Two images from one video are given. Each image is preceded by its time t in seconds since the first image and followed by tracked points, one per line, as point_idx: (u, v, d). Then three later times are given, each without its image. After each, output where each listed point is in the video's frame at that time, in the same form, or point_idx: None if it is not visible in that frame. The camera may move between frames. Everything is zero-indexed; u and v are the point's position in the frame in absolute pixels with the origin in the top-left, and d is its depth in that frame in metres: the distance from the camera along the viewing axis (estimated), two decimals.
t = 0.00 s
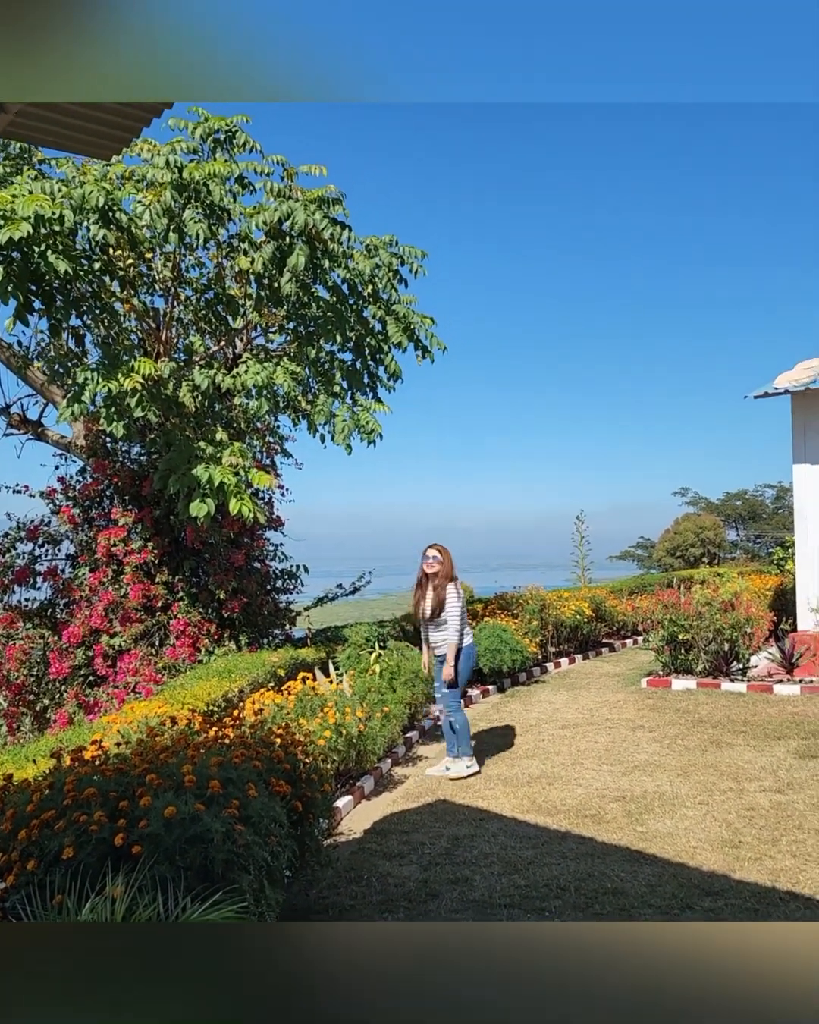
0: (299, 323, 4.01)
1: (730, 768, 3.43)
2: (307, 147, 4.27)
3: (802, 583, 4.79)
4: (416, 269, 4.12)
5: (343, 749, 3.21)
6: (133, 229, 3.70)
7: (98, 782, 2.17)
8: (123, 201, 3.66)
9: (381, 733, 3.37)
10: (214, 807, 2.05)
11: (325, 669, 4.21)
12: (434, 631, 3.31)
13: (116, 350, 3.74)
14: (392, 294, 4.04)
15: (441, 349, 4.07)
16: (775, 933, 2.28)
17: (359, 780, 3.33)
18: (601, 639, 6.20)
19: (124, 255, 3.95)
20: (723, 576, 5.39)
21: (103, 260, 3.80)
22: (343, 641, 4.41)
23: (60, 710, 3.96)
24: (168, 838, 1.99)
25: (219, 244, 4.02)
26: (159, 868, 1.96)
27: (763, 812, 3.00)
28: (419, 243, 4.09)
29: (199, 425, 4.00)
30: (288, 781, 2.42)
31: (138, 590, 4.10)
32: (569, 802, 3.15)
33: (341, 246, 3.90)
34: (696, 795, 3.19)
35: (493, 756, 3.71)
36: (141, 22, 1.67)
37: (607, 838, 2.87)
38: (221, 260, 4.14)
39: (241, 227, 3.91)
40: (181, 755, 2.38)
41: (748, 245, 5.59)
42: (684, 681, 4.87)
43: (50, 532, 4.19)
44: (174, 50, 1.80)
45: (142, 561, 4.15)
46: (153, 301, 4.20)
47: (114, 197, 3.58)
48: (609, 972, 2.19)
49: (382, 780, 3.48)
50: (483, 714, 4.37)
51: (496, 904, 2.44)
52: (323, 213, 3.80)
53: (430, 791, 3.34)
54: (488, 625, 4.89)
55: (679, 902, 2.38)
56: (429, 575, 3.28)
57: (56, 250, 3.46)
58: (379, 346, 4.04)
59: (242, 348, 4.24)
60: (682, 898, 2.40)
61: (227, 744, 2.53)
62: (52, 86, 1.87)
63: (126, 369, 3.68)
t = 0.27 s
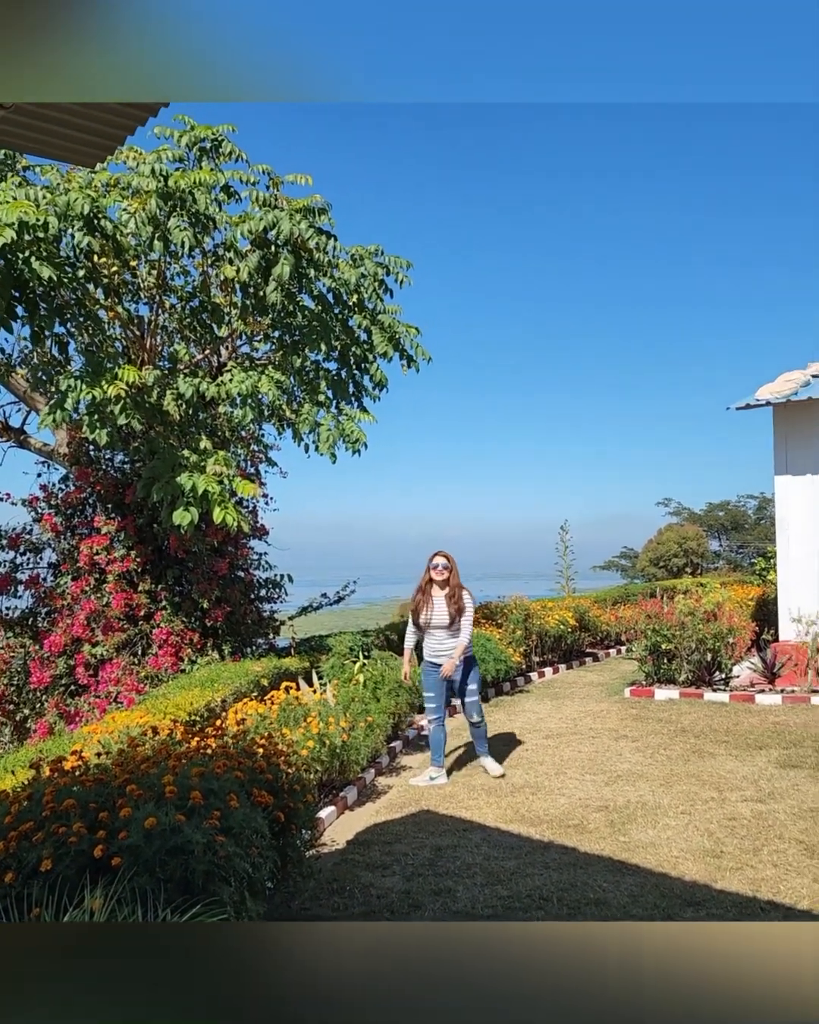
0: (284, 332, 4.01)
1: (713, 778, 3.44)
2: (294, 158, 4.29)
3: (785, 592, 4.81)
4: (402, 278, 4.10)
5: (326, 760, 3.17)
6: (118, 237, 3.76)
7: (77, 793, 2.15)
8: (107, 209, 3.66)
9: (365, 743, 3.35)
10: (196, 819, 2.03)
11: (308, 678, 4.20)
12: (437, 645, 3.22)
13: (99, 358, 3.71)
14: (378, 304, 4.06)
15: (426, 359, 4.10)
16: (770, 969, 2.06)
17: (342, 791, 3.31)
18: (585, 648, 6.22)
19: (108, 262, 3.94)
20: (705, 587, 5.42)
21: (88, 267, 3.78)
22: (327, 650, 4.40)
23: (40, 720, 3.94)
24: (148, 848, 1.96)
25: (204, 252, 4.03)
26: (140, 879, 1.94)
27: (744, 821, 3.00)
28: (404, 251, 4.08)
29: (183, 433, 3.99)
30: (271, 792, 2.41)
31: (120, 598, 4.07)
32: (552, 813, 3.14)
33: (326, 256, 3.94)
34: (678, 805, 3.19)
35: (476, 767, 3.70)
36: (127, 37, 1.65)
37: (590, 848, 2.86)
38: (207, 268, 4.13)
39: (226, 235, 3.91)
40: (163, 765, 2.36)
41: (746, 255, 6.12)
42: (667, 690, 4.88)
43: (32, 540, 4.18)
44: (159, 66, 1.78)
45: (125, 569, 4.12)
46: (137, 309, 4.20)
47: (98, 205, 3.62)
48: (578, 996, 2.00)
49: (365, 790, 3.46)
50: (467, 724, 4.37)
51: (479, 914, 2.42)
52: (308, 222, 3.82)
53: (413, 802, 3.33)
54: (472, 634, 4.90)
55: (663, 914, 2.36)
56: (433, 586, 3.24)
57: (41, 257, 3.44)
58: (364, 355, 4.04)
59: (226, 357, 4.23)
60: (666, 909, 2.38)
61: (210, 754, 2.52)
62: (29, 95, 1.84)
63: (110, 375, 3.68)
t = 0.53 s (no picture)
0: (266, 342, 4.01)
1: (692, 788, 3.44)
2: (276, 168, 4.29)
3: (764, 603, 4.83)
4: (384, 289, 4.14)
5: (306, 771, 3.15)
6: (101, 244, 3.69)
7: (53, 806, 2.12)
8: (89, 216, 3.63)
9: (345, 753, 3.34)
10: (174, 831, 2.00)
11: (288, 689, 4.16)
12: (451, 654, 3.12)
13: (80, 366, 3.69)
14: (360, 314, 4.07)
15: (408, 369, 4.10)
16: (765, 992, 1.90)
17: (322, 803, 3.29)
18: (566, 658, 6.25)
19: (89, 270, 3.93)
20: (685, 597, 5.45)
21: (68, 275, 3.75)
22: (308, 661, 4.38)
23: (17, 731, 3.92)
24: (124, 862, 1.93)
25: (186, 261, 4.02)
26: (117, 893, 1.88)
27: (724, 831, 3.00)
28: (387, 263, 4.11)
29: (164, 442, 3.98)
30: (250, 803, 2.39)
31: (99, 608, 4.04)
32: (532, 824, 3.13)
33: (309, 266, 3.92)
34: (658, 815, 3.19)
35: (457, 778, 3.70)
36: (107, 44, 1.63)
37: (569, 858, 2.85)
38: (189, 276, 4.12)
39: (209, 244, 3.91)
40: (140, 777, 2.33)
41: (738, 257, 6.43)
42: (647, 700, 4.89)
43: (10, 549, 4.18)
44: (143, 76, 1.77)
45: (103, 578, 4.09)
46: (119, 316, 4.18)
47: (80, 212, 3.58)
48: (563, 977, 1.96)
49: (346, 801, 3.45)
50: (448, 735, 4.37)
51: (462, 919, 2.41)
52: (291, 232, 3.79)
53: (393, 813, 3.32)
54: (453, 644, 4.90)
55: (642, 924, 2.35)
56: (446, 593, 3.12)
57: (21, 264, 3.42)
58: (346, 365, 4.05)
59: (208, 365, 4.23)
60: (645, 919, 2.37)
61: (189, 765, 2.50)
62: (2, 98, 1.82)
63: (89, 383, 3.66)
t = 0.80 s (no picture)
0: (247, 352, 4.00)
1: (671, 799, 3.46)
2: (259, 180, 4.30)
3: (742, 614, 4.87)
4: (366, 300, 4.13)
5: (285, 783, 3.13)
6: (81, 253, 3.66)
7: (27, 821, 2.09)
8: (70, 225, 3.60)
9: (325, 765, 3.32)
10: (151, 846, 1.97)
11: (268, 702, 4.14)
12: (451, 661, 3.07)
13: (59, 375, 3.66)
14: (342, 325, 4.07)
15: (390, 380, 4.10)
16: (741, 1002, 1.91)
17: (302, 815, 3.27)
18: (546, 670, 6.26)
19: (70, 280, 3.91)
20: (665, 609, 5.48)
21: (48, 283, 3.72)
22: (288, 673, 4.37)
23: None
24: (101, 876, 1.89)
25: (168, 271, 4.02)
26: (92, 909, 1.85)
27: (702, 842, 3.02)
28: (369, 276, 4.11)
29: (144, 452, 3.96)
30: (229, 817, 2.37)
31: (77, 619, 4.01)
32: (512, 836, 3.12)
33: (291, 277, 3.92)
34: (637, 826, 3.21)
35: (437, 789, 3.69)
36: (83, 43, 1.63)
37: (549, 870, 2.85)
38: (170, 286, 4.11)
39: (190, 254, 3.91)
40: (117, 791, 2.30)
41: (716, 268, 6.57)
42: (627, 711, 4.91)
43: None
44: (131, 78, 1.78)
45: (82, 589, 4.06)
46: (99, 326, 4.16)
47: (60, 220, 3.54)
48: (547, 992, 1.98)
49: (326, 814, 3.43)
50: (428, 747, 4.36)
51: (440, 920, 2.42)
52: (273, 243, 3.78)
53: (372, 825, 3.31)
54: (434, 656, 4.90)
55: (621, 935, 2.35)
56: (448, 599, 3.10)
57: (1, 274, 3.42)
58: (329, 376, 4.04)
59: (189, 376, 4.20)
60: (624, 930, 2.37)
61: (167, 778, 2.48)
62: None
63: (69, 392, 3.63)
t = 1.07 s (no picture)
0: (228, 364, 3.99)
1: (651, 812, 3.46)
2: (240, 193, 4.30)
3: (721, 627, 4.89)
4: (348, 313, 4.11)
5: (265, 798, 3.10)
6: (61, 265, 3.68)
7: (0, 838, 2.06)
8: (50, 237, 3.59)
9: (305, 780, 3.30)
10: (127, 862, 1.93)
11: (248, 716, 4.11)
12: (440, 676, 3.05)
13: (39, 387, 3.64)
14: (324, 339, 4.06)
15: (371, 394, 4.10)
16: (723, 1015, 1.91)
17: (281, 831, 3.24)
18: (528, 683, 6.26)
19: (50, 290, 3.89)
20: (645, 622, 5.50)
21: (27, 294, 3.72)
22: (268, 687, 4.34)
23: None
24: (75, 894, 1.86)
25: (149, 283, 4.00)
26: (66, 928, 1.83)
27: (682, 856, 3.02)
28: (351, 288, 4.10)
29: (124, 464, 3.93)
30: (207, 832, 2.34)
31: (54, 632, 3.98)
32: (493, 851, 3.11)
33: (273, 289, 3.89)
34: (617, 840, 3.20)
35: (418, 803, 3.67)
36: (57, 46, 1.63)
37: (530, 884, 2.84)
38: (151, 298, 4.09)
39: (172, 266, 3.90)
40: (93, 806, 2.27)
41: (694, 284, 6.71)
42: (608, 724, 4.91)
43: None
44: (110, 84, 1.80)
45: (60, 602, 4.03)
46: (79, 338, 4.14)
47: (40, 232, 3.53)
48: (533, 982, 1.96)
49: (305, 829, 3.40)
50: (409, 761, 4.34)
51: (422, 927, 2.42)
52: (255, 256, 3.77)
53: (352, 840, 3.29)
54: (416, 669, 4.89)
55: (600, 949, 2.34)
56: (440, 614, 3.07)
57: None
58: (310, 388, 4.03)
59: (170, 388, 4.18)
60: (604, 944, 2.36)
61: (144, 794, 2.45)
62: None
63: (48, 404, 3.60)
